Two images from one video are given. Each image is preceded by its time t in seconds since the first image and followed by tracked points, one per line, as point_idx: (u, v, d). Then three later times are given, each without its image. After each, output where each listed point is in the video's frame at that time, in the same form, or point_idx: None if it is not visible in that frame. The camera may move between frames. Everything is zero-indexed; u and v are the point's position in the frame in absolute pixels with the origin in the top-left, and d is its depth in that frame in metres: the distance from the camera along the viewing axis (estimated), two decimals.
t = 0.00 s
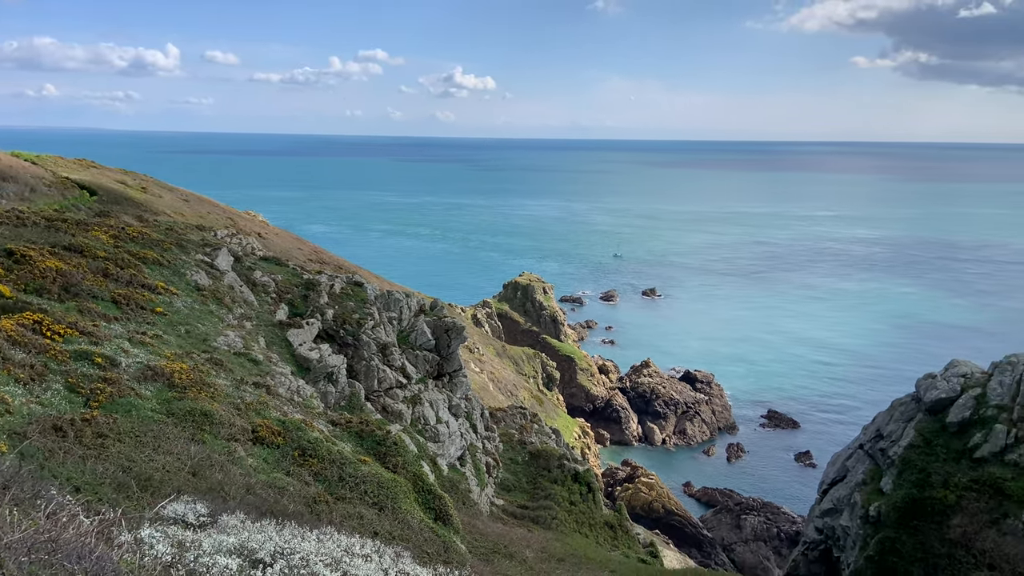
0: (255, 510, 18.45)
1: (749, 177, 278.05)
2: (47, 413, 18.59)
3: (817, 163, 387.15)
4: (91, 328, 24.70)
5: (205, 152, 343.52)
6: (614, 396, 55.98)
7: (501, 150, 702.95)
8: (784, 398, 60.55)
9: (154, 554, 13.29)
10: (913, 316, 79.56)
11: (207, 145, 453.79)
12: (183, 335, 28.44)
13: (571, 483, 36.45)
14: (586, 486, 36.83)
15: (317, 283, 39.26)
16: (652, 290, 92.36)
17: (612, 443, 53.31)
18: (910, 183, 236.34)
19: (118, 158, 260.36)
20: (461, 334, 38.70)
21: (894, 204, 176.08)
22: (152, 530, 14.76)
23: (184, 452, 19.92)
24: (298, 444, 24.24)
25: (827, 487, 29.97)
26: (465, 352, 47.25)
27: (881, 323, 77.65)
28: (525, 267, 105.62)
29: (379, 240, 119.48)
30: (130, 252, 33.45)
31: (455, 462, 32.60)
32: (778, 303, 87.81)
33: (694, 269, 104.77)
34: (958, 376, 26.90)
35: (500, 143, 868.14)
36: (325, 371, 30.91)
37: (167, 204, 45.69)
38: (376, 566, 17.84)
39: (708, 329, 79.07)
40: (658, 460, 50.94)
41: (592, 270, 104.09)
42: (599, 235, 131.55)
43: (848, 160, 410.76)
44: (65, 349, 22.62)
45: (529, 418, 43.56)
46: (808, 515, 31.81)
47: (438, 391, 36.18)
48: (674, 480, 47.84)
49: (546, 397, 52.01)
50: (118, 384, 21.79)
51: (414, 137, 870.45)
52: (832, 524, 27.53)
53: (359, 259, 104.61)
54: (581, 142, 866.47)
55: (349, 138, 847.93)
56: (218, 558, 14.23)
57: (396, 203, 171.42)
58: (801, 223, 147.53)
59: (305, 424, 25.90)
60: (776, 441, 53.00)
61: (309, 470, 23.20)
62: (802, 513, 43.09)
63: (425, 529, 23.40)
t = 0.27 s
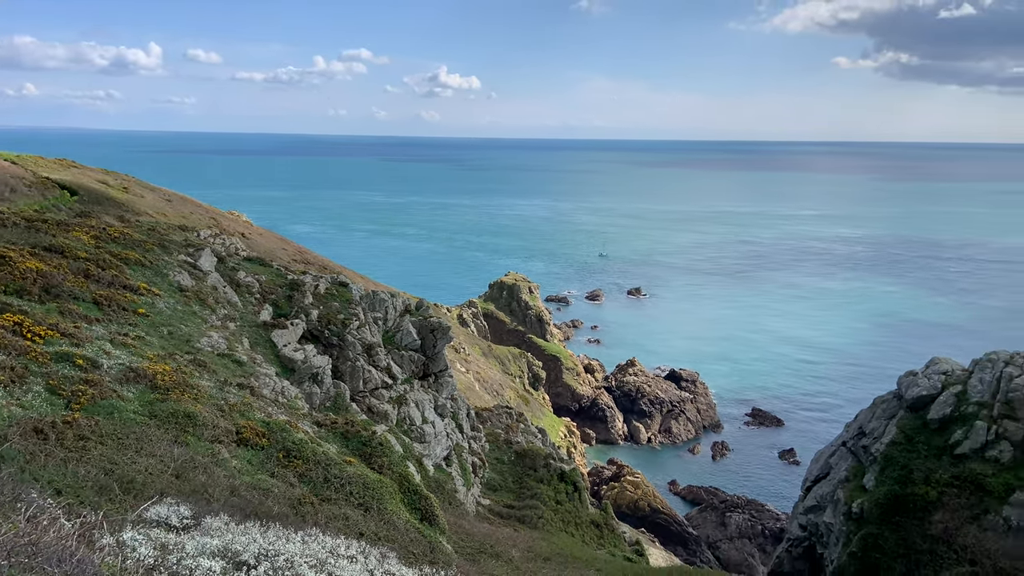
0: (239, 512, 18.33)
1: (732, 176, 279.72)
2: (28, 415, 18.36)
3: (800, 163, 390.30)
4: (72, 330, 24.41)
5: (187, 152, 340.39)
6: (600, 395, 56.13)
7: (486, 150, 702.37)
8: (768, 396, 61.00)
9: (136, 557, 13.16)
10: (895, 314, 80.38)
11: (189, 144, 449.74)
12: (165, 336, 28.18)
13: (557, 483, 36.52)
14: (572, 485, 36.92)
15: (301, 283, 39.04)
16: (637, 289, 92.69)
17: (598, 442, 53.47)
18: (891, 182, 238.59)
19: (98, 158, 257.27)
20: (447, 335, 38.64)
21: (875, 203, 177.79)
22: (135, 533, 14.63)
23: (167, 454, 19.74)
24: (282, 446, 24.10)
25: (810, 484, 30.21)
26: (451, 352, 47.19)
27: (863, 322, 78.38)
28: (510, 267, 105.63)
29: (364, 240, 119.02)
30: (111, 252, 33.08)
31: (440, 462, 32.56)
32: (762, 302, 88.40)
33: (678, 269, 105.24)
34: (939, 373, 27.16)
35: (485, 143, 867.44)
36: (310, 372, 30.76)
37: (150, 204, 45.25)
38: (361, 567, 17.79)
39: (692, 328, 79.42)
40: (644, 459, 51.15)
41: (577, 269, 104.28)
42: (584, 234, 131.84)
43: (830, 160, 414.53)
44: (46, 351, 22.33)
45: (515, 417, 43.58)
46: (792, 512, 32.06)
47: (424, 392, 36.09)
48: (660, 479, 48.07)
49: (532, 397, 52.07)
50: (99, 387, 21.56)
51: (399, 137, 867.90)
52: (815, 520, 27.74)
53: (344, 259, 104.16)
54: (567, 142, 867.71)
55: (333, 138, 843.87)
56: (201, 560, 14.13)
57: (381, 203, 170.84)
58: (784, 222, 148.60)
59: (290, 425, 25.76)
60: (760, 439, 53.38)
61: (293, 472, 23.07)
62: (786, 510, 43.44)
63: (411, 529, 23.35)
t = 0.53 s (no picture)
0: (224, 514, 18.19)
1: (715, 176, 281.23)
2: (8, 418, 18.12)
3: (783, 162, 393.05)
4: (54, 331, 24.12)
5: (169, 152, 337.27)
6: (586, 395, 56.23)
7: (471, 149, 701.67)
8: (752, 394, 61.39)
9: (119, 561, 13.02)
10: (877, 312, 81.15)
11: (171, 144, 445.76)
12: (148, 337, 27.91)
13: (543, 482, 36.57)
14: (558, 484, 36.99)
15: (286, 283, 38.80)
16: (623, 289, 92.96)
17: (584, 441, 53.60)
18: (872, 181, 240.87)
19: (78, 158, 254.29)
20: (433, 335, 38.55)
21: (857, 202, 179.40)
22: (118, 536, 14.49)
23: (150, 456, 19.55)
24: (267, 447, 23.95)
25: (794, 481, 30.42)
26: (437, 352, 47.11)
27: (846, 320, 79.07)
28: (496, 266, 105.58)
29: (349, 240, 118.50)
30: (93, 253, 32.70)
31: (426, 462, 32.51)
32: (746, 300, 88.92)
33: (663, 268, 105.65)
34: (921, 370, 27.45)
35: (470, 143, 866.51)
36: (295, 373, 30.60)
37: (132, 204, 44.80)
38: (347, 568, 17.72)
39: (677, 327, 79.76)
40: (630, 457, 51.30)
41: (563, 269, 104.42)
42: (569, 234, 132.04)
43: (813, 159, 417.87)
44: (27, 352, 22.05)
45: (502, 417, 43.57)
46: (776, 509, 32.28)
47: (410, 392, 35.97)
48: (646, 477, 48.24)
49: (518, 396, 52.09)
50: (81, 389, 21.32)
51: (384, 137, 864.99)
52: (799, 517, 27.95)
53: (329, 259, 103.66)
54: (553, 142, 868.33)
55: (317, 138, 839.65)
56: (185, 563, 14.01)
57: (366, 203, 170.19)
58: (768, 221, 149.60)
59: (275, 427, 25.58)
60: (745, 437, 53.70)
61: (278, 473, 22.94)
62: (771, 508, 43.75)
63: (397, 530, 23.27)
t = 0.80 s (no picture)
0: (208, 516, 18.03)
1: (700, 176, 282.40)
2: None
3: (767, 162, 395.63)
4: (35, 333, 23.81)
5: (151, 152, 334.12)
6: (572, 394, 56.32)
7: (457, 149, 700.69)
8: (737, 392, 61.74)
9: (101, 564, 12.88)
10: (860, 310, 81.84)
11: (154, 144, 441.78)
12: (131, 339, 27.63)
13: (530, 481, 36.60)
14: (545, 484, 37.03)
15: (271, 284, 38.54)
16: (608, 288, 93.18)
17: (571, 440, 53.69)
18: (855, 181, 242.87)
19: (59, 158, 251.30)
20: (419, 335, 38.44)
21: (840, 202, 180.98)
22: (100, 539, 14.33)
23: (133, 458, 19.36)
24: (251, 448, 23.78)
25: (779, 479, 30.62)
26: (423, 352, 47.00)
27: (830, 319, 79.70)
28: (482, 266, 105.50)
29: (334, 240, 117.93)
30: (74, 254, 32.32)
31: (413, 462, 32.44)
32: (731, 299, 89.38)
33: (649, 267, 105.97)
34: (903, 368, 27.71)
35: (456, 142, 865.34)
36: (280, 374, 30.42)
37: (114, 204, 44.35)
38: (332, 570, 17.62)
39: (663, 326, 80.07)
40: (616, 456, 51.43)
41: (549, 269, 104.50)
42: (555, 233, 132.17)
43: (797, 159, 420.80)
44: (7, 354, 21.76)
45: (488, 417, 43.55)
46: (761, 506, 32.49)
47: (396, 392, 35.85)
48: (633, 476, 48.39)
49: (505, 396, 52.08)
50: (63, 391, 21.07)
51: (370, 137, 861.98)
52: (784, 515, 28.14)
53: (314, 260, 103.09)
54: (539, 142, 868.92)
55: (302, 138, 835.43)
56: (168, 566, 13.88)
57: (351, 203, 169.47)
58: (752, 220, 150.45)
59: (260, 428, 25.40)
60: (730, 435, 54.00)
61: (263, 475, 22.79)
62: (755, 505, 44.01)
63: (384, 531, 23.19)
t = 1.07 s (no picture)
0: (192, 518, 17.90)
1: (685, 175, 283.55)
2: None
3: (752, 162, 398.08)
4: (16, 335, 23.52)
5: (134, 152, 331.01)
6: (559, 393, 56.39)
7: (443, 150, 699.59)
8: (723, 391, 62.08)
9: (83, 568, 12.77)
10: (843, 309, 82.55)
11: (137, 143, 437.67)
12: (114, 340, 27.36)
13: (517, 481, 36.66)
14: (532, 483, 37.09)
15: (256, 284, 38.30)
16: (595, 287, 93.41)
17: (557, 440, 53.78)
18: (838, 180, 244.91)
19: (40, 158, 248.23)
20: (405, 335, 38.35)
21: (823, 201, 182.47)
22: (82, 541, 14.19)
23: (117, 460, 19.18)
24: (236, 450, 23.62)
25: (764, 477, 30.79)
26: (410, 352, 46.92)
27: (814, 317, 80.32)
28: (468, 266, 105.45)
29: (319, 240, 117.42)
30: (56, 254, 31.94)
31: (399, 463, 32.38)
32: (716, 299, 89.85)
33: (634, 267, 106.32)
34: (886, 366, 27.98)
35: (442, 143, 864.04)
36: (265, 375, 30.25)
37: (96, 204, 43.92)
38: (317, 571, 17.55)
39: (648, 325, 80.34)
40: (603, 455, 51.59)
41: (535, 269, 104.60)
42: (541, 233, 132.32)
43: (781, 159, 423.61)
44: None
45: (475, 417, 43.51)
46: (747, 504, 32.65)
47: (383, 393, 35.73)
48: (620, 475, 48.53)
49: (492, 396, 52.07)
50: (45, 393, 20.81)
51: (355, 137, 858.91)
52: (769, 512, 28.29)
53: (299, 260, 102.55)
54: (525, 142, 869.54)
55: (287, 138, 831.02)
56: (152, 568, 13.78)
57: (337, 203, 168.76)
58: (737, 220, 151.33)
59: (244, 430, 25.24)
60: (716, 433, 54.28)
61: (248, 476, 22.64)
62: (740, 503, 44.28)
63: (370, 532, 23.12)
